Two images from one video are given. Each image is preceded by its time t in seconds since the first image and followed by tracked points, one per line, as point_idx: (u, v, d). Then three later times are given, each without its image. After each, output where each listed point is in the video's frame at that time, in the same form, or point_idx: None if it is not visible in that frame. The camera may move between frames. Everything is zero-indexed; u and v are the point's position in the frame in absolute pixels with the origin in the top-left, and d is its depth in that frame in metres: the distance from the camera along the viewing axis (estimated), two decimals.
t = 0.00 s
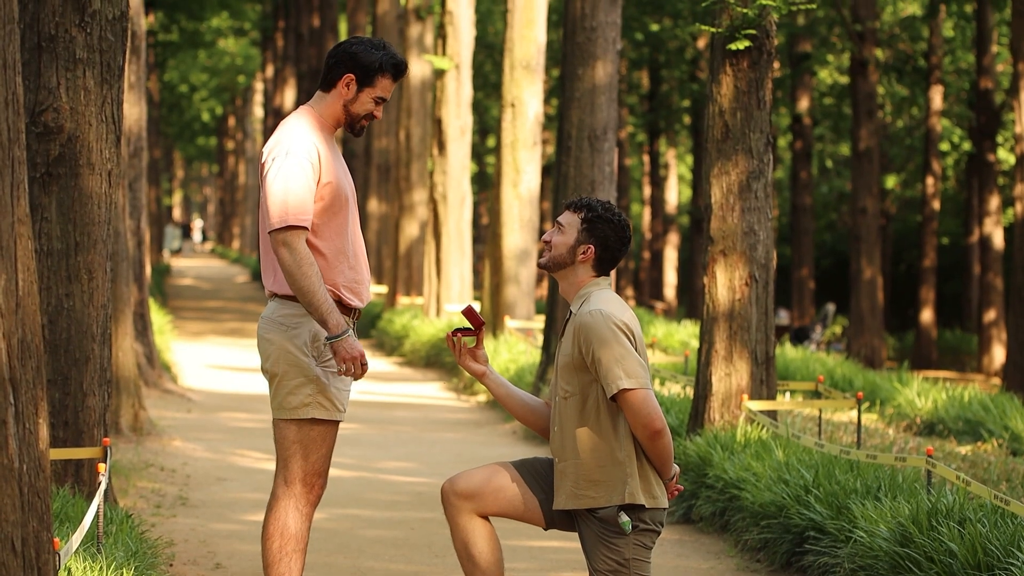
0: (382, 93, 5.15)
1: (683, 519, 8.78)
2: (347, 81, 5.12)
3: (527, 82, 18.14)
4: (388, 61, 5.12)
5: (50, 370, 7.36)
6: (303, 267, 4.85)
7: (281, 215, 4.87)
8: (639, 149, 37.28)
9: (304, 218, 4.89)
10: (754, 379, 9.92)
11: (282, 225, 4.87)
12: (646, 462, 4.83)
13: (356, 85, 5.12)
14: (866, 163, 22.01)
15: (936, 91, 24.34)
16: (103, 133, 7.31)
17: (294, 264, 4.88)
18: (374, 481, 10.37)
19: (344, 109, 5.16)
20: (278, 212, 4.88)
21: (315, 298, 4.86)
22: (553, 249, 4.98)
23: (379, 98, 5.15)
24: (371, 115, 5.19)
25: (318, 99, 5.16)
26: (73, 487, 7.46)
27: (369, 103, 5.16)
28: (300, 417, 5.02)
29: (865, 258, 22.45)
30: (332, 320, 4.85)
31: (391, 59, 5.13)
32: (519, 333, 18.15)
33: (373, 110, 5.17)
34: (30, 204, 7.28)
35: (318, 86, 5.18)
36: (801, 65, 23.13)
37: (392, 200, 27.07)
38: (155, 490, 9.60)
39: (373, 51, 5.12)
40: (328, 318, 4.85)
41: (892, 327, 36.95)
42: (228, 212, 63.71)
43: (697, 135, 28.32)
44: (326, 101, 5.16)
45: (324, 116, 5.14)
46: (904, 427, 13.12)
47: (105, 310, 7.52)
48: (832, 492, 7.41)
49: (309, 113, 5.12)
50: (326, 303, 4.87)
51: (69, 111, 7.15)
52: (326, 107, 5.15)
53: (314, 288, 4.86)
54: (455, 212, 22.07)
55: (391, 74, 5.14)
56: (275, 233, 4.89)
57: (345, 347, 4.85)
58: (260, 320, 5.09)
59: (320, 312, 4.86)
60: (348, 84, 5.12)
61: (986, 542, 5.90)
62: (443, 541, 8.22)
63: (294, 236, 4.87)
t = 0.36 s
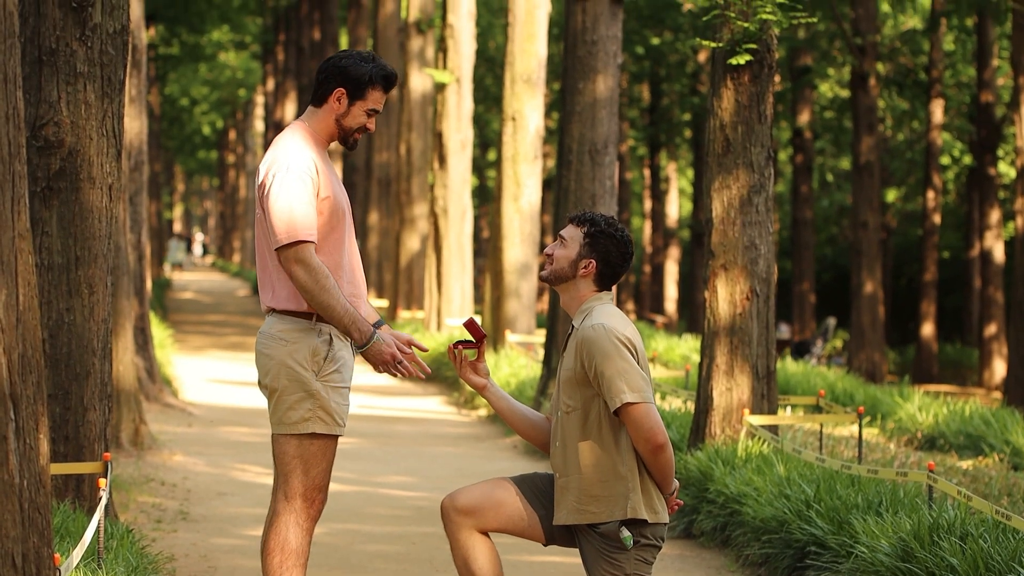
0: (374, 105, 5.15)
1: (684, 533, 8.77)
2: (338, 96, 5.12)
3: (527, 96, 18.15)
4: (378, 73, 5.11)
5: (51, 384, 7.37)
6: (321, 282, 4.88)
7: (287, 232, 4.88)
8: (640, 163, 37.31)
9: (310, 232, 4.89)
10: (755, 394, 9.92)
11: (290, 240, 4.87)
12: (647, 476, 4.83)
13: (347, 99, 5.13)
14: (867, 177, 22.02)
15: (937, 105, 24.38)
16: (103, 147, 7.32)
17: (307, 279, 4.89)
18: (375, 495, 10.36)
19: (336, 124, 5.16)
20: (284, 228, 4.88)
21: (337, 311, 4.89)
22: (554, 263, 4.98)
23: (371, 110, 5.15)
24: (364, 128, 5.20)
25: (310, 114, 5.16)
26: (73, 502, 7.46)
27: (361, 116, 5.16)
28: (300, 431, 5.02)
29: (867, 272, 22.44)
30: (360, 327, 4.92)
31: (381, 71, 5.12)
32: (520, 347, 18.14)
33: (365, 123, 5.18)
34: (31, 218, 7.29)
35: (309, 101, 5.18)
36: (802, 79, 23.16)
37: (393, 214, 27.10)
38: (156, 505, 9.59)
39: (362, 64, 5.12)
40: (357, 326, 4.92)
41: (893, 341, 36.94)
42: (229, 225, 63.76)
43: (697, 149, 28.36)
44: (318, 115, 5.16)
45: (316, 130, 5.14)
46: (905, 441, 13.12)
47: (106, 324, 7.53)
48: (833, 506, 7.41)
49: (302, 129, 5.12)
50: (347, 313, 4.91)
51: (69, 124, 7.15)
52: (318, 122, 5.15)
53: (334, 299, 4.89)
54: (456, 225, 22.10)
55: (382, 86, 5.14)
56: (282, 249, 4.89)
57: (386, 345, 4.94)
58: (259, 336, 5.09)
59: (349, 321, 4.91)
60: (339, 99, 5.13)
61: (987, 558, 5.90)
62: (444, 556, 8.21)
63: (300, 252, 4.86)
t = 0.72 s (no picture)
0: (362, 115, 5.16)
1: (685, 544, 8.77)
2: (325, 106, 5.14)
3: (529, 107, 18.17)
4: (364, 82, 5.12)
5: (52, 395, 7.38)
6: (339, 289, 4.93)
7: (292, 246, 4.91)
8: (642, 173, 37.34)
9: (312, 245, 4.91)
10: (757, 405, 9.91)
11: (297, 253, 4.91)
12: (648, 487, 4.84)
13: (334, 110, 5.14)
14: (868, 188, 22.02)
15: (938, 116, 24.39)
16: (104, 158, 7.33)
17: (315, 289, 4.93)
18: (376, 505, 10.35)
19: (326, 135, 5.17)
20: (290, 242, 4.91)
21: (355, 315, 4.93)
22: (552, 275, 4.98)
23: (359, 119, 5.16)
24: (354, 137, 5.21)
25: (299, 125, 5.16)
26: (74, 512, 7.46)
27: (350, 126, 5.17)
28: (299, 442, 5.02)
29: (869, 283, 22.39)
30: (386, 323, 5.01)
31: (368, 80, 5.13)
32: (522, 357, 18.15)
33: (354, 133, 5.19)
34: (32, 229, 7.30)
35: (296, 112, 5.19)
36: (803, 90, 23.18)
37: (395, 225, 27.08)
38: (157, 515, 9.59)
39: (349, 74, 5.12)
40: (381, 324, 4.98)
41: (894, 351, 36.92)
42: (230, 236, 63.83)
43: (698, 159, 28.38)
44: (307, 127, 5.16)
45: (307, 142, 5.15)
46: (906, 452, 13.11)
47: (107, 335, 7.52)
48: (834, 517, 7.41)
49: (294, 140, 5.13)
50: (369, 313, 4.95)
51: (70, 135, 7.16)
52: (307, 134, 5.15)
53: (357, 301, 4.94)
54: (457, 236, 22.12)
55: (369, 95, 5.15)
56: (287, 260, 4.92)
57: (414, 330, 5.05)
58: (256, 348, 5.10)
59: (375, 320, 4.96)
60: (327, 110, 5.14)
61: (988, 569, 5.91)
62: (444, 567, 8.20)
63: (310, 262, 4.91)
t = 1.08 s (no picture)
0: (360, 110, 5.15)
1: (685, 542, 8.76)
2: (324, 101, 5.13)
3: (529, 104, 18.15)
4: (363, 78, 5.11)
5: (52, 392, 7.37)
6: (341, 284, 4.93)
7: (295, 242, 4.90)
8: (643, 171, 37.33)
9: (315, 241, 4.91)
10: (758, 402, 9.90)
11: (301, 249, 4.90)
12: (648, 483, 4.82)
13: (333, 106, 5.13)
14: (869, 185, 22.01)
15: (939, 113, 24.37)
16: (104, 154, 7.32)
17: (319, 286, 4.92)
18: (377, 502, 10.35)
19: (325, 131, 5.16)
20: (292, 238, 4.90)
21: (359, 310, 4.94)
22: (549, 272, 4.97)
23: (358, 115, 5.15)
24: (353, 132, 5.20)
25: (298, 122, 5.15)
26: (74, 509, 7.46)
27: (348, 122, 5.16)
28: (298, 439, 5.01)
29: (869, 280, 22.36)
30: (389, 319, 5.02)
31: (366, 76, 5.12)
32: (522, 354, 18.15)
33: (353, 128, 5.19)
34: (31, 226, 7.29)
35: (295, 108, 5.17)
36: (805, 86, 23.17)
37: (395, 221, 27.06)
38: (157, 512, 9.58)
39: (348, 69, 5.11)
40: (386, 320, 5.01)
41: (895, 349, 36.92)
42: (230, 232, 63.85)
43: (699, 156, 28.36)
44: (305, 123, 5.15)
45: (306, 139, 5.14)
46: (907, 449, 13.10)
47: (107, 331, 7.52)
48: (835, 514, 7.40)
49: (294, 137, 5.12)
50: (372, 308, 4.96)
51: (70, 132, 7.16)
52: (306, 130, 5.14)
53: (361, 296, 4.95)
54: (458, 232, 22.11)
55: (368, 90, 5.14)
56: (289, 257, 4.92)
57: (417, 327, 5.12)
58: (256, 345, 5.09)
59: (378, 315, 4.98)
60: (326, 105, 5.13)
61: (989, 567, 5.91)
62: (444, 564, 8.20)
63: (313, 259, 4.90)
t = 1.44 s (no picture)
0: (362, 112, 5.15)
1: (684, 545, 8.75)
2: (326, 103, 5.12)
3: (529, 106, 18.14)
4: (364, 80, 5.11)
5: (50, 395, 7.36)
6: (342, 286, 4.93)
7: (297, 245, 4.90)
8: (642, 174, 37.35)
9: (316, 243, 4.91)
10: (757, 405, 9.90)
11: (302, 252, 4.90)
12: (642, 482, 4.82)
13: (334, 107, 5.13)
14: (868, 188, 22.03)
15: (939, 116, 24.37)
16: (103, 157, 7.32)
17: (320, 289, 4.92)
18: (376, 505, 10.35)
19: (326, 132, 5.16)
20: (295, 242, 4.90)
21: (362, 312, 4.94)
22: (524, 281, 4.96)
23: (360, 115, 5.15)
24: (354, 134, 5.20)
25: (300, 123, 5.15)
26: (72, 511, 7.45)
27: (350, 123, 5.16)
28: (305, 443, 5.01)
29: (868, 282, 22.33)
30: (390, 322, 5.03)
31: (367, 77, 5.12)
32: (522, 357, 18.16)
33: (354, 130, 5.18)
34: (30, 228, 7.29)
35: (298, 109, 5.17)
36: (805, 90, 23.19)
37: (394, 224, 27.06)
38: (156, 515, 9.58)
39: (349, 71, 5.11)
40: (386, 322, 5.01)
41: (895, 351, 36.97)
42: (230, 234, 63.92)
43: (698, 159, 28.38)
44: (307, 125, 5.15)
45: (308, 141, 5.14)
46: (906, 452, 13.12)
47: (106, 334, 7.52)
48: (833, 517, 7.40)
49: (295, 139, 5.12)
50: (373, 311, 4.97)
51: (69, 133, 7.16)
52: (308, 132, 5.15)
53: (363, 300, 4.95)
54: (457, 235, 22.12)
55: (369, 92, 5.14)
56: (290, 259, 4.92)
57: (418, 331, 5.12)
58: (257, 350, 5.09)
59: (379, 318, 4.98)
60: (327, 107, 5.13)
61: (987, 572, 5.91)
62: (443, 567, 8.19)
63: (314, 262, 4.91)
